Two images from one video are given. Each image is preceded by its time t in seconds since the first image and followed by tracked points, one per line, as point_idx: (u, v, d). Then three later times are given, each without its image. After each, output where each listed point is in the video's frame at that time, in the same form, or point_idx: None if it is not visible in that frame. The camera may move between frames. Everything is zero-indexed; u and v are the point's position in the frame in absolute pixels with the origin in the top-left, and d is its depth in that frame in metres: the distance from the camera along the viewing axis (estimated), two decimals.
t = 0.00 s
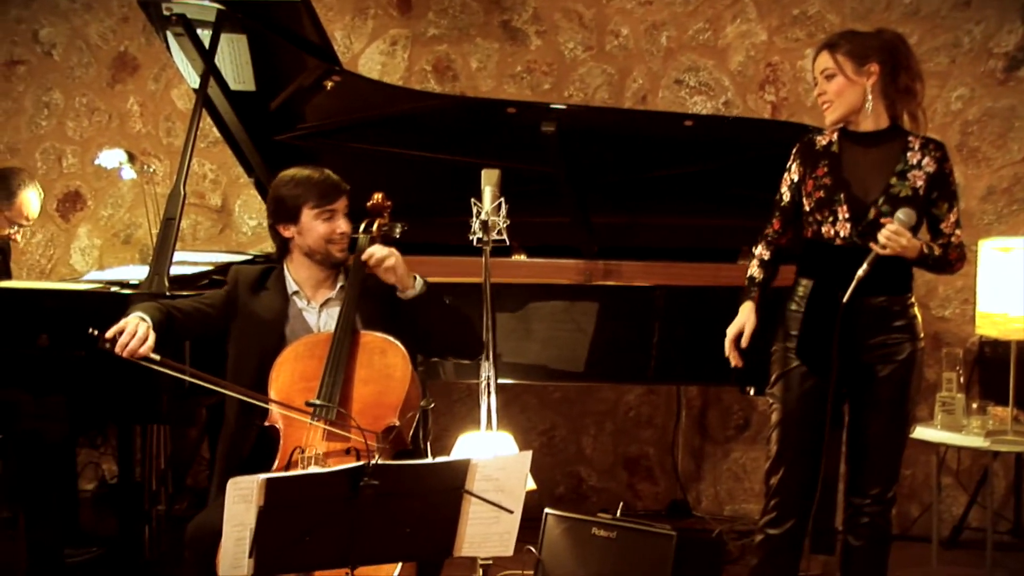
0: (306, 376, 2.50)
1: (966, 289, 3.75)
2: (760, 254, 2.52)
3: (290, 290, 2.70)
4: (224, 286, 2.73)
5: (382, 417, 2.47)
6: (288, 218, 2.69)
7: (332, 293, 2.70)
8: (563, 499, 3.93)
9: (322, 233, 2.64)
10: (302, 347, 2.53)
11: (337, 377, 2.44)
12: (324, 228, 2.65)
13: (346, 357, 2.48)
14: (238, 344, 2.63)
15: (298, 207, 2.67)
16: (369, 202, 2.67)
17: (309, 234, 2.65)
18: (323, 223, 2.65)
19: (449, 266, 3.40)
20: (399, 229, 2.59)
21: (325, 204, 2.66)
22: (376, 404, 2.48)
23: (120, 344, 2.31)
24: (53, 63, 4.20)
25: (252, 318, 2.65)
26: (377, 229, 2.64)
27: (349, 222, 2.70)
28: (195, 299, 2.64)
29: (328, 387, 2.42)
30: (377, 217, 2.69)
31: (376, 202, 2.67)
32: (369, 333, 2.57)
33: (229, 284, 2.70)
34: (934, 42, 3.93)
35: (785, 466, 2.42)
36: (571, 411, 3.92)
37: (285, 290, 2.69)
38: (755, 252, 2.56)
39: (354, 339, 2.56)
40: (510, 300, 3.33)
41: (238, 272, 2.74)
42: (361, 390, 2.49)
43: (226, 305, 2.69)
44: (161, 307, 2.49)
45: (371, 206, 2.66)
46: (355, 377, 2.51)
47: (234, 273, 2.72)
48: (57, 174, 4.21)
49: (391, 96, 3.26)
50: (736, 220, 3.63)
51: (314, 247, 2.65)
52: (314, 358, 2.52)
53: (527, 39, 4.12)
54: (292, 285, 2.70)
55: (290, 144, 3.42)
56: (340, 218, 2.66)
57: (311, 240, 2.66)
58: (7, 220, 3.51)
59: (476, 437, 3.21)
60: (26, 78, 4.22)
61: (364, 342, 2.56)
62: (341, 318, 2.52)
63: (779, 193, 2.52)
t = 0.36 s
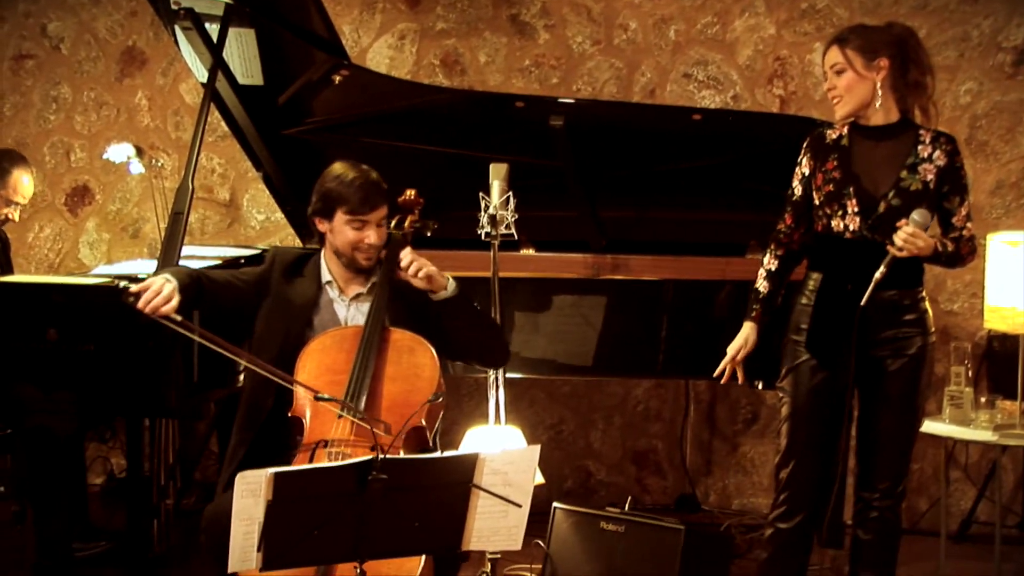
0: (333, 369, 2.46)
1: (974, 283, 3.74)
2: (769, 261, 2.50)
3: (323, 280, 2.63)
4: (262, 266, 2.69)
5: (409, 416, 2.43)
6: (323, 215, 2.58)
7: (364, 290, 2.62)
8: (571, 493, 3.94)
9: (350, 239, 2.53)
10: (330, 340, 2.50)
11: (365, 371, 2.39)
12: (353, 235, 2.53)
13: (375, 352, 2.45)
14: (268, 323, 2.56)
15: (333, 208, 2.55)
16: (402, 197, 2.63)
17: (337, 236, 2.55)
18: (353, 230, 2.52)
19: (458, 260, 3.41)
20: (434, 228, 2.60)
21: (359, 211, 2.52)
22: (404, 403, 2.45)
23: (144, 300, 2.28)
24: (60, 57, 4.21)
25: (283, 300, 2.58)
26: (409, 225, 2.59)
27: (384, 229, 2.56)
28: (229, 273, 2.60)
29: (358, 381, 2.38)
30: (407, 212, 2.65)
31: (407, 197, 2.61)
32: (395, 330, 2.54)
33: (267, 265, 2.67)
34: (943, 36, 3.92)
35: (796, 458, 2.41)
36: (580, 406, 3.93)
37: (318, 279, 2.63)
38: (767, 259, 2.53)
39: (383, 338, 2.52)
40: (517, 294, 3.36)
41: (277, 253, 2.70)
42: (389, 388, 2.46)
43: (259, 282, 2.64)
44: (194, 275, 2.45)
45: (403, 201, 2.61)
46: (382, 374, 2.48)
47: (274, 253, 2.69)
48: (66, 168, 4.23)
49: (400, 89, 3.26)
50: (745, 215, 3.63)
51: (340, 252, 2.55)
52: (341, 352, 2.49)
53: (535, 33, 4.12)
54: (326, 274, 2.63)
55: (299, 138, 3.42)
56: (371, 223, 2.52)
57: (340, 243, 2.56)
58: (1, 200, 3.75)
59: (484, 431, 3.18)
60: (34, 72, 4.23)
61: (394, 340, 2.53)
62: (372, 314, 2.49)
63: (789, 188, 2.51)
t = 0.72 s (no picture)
0: (372, 363, 2.50)
1: (961, 279, 3.87)
2: (767, 265, 2.61)
3: (372, 275, 2.68)
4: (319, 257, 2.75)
5: (439, 414, 2.53)
6: (376, 215, 2.56)
7: (409, 290, 2.66)
8: (571, 482, 4.06)
9: (395, 245, 2.53)
10: (370, 334, 2.53)
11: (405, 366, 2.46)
12: (398, 242, 2.52)
13: (414, 352, 2.51)
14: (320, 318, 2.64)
15: (384, 213, 2.52)
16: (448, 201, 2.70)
17: (384, 240, 2.55)
18: (399, 238, 2.52)
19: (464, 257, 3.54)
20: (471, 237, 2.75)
21: (407, 223, 2.49)
22: (436, 402, 2.53)
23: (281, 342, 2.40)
24: (80, 61, 4.34)
25: (339, 296, 2.65)
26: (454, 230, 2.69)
27: (429, 240, 2.55)
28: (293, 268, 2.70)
29: (393, 380, 2.44)
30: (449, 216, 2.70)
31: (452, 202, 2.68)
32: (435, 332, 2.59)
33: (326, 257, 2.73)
34: (932, 40, 4.04)
35: (790, 448, 2.50)
36: (581, 397, 4.05)
37: (369, 274, 2.68)
38: (766, 263, 2.63)
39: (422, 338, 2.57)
40: (521, 289, 3.49)
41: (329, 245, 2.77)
42: (424, 387, 2.54)
43: (318, 276, 2.70)
44: (277, 284, 2.60)
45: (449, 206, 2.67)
46: (420, 372, 2.54)
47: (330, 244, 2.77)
48: (85, 168, 4.36)
49: (407, 91, 3.40)
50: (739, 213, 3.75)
51: (386, 255, 2.56)
52: (381, 347, 2.53)
53: (537, 37, 4.24)
54: (376, 270, 2.68)
55: (310, 138, 3.54)
56: (414, 233, 2.50)
57: (385, 245, 2.56)
58: (9, 185, 3.93)
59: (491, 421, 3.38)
60: (55, 76, 4.36)
61: (434, 341, 2.58)
62: (414, 317, 2.54)
63: (786, 187, 2.59)
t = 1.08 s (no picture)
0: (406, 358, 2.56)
1: (956, 274, 3.97)
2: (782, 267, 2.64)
3: (410, 273, 2.74)
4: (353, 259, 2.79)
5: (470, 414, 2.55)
6: (419, 217, 2.59)
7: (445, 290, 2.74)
8: (578, 471, 4.16)
9: (435, 250, 2.58)
10: (405, 329, 2.60)
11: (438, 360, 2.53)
12: (439, 247, 2.57)
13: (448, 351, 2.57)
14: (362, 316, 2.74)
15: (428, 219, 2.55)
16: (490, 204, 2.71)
17: (425, 242, 2.59)
18: (440, 244, 2.56)
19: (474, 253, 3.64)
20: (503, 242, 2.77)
21: (450, 233, 2.53)
22: (469, 401, 2.56)
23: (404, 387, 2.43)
24: (101, 62, 4.45)
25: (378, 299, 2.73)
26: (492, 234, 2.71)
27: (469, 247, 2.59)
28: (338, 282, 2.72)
29: (429, 372, 2.51)
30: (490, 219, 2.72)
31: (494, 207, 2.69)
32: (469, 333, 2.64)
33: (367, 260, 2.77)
34: (929, 41, 4.13)
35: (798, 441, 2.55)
36: (587, 388, 4.16)
37: (407, 272, 2.74)
38: (780, 265, 2.66)
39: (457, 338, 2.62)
40: (528, 285, 3.53)
41: (367, 246, 2.80)
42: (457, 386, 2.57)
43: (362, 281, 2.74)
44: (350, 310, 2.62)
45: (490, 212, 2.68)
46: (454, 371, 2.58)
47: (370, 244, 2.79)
48: (106, 166, 4.47)
49: (419, 92, 3.47)
50: (741, 210, 3.86)
51: (426, 256, 2.61)
52: (415, 343, 2.59)
53: (544, 38, 4.34)
54: (413, 268, 2.74)
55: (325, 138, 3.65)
56: (455, 242, 2.54)
57: (426, 247, 2.61)
58: (21, 176, 3.98)
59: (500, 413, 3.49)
60: (77, 76, 4.47)
61: (468, 342, 2.63)
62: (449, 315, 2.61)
63: (792, 187, 2.66)
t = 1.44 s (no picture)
0: (408, 351, 2.63)
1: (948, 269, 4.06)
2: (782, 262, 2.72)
3: (414, 268, 2.83)
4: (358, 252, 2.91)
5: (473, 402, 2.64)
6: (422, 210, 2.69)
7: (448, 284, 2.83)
8: (579, 461, 4.26)
9: (435, 242, 2.67)
10: (408, 323, 2.67)
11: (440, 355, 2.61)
12: (438, 240, 2.65)
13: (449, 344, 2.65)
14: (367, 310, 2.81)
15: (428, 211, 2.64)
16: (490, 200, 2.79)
17: (426, 234, 2.68)
18: (440, 236, 2.64)
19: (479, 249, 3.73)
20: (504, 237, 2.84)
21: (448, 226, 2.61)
22: (471, 391, 2.64)
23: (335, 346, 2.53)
24: (114, 62, 4.55)
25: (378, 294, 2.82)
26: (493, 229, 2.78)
27: (469, 241, 2.67)
28: (326, 269, 2.83)
29: (430, 365, 2.59)
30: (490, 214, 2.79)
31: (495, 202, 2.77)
32: (470, 326, 2.72)
33: (368, 254, 2.88)
34: (922, 42, 4.22)
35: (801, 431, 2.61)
36: (589, 380, 4.25)
37: (410, 267, 2.83)
38: (780, 261, 2.73)
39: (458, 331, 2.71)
40: (530, 279, 3.64)
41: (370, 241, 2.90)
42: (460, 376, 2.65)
43: (357, 272, 2.86)
44: (315, 288, 2.75)
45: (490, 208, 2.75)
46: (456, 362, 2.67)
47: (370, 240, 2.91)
48: (119, 163, 4.56)
49: (423, 92, 3.54)
50: (739, 206, 3.95)
51: (427, 248, 2.70)
52: (418, 336, 2.66)
53: (546, 39, 4.43)
54: (417, 263, 2.83)
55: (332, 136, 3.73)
56: (453, 235, 2.62)
57: (427, 239, 2.70)
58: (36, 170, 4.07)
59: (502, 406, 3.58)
60: (91, 76, 4.56)
61: (469, 334, 2.71)
62: (451, 308, 2.69)
63: (791, 185, 2.73)
